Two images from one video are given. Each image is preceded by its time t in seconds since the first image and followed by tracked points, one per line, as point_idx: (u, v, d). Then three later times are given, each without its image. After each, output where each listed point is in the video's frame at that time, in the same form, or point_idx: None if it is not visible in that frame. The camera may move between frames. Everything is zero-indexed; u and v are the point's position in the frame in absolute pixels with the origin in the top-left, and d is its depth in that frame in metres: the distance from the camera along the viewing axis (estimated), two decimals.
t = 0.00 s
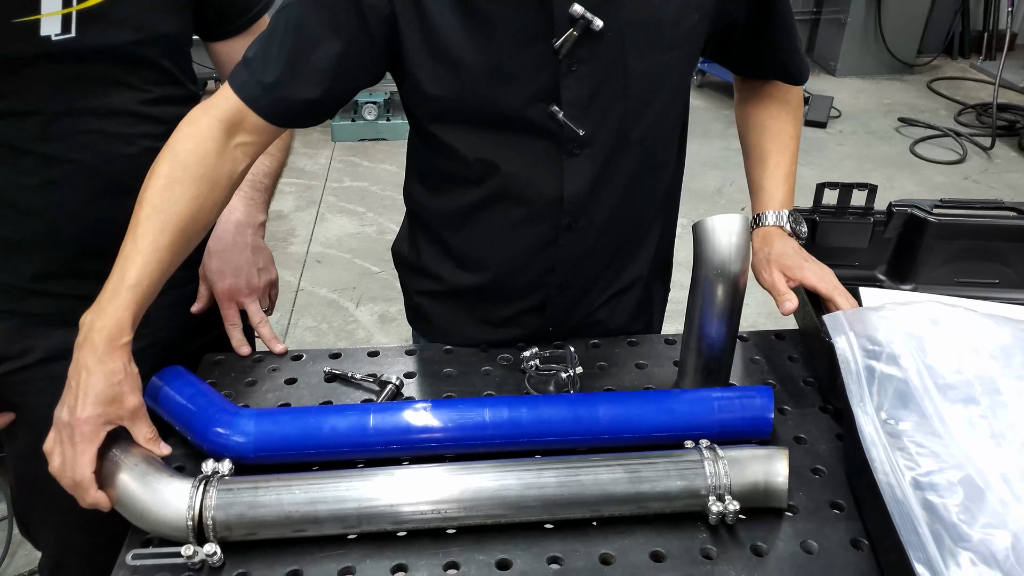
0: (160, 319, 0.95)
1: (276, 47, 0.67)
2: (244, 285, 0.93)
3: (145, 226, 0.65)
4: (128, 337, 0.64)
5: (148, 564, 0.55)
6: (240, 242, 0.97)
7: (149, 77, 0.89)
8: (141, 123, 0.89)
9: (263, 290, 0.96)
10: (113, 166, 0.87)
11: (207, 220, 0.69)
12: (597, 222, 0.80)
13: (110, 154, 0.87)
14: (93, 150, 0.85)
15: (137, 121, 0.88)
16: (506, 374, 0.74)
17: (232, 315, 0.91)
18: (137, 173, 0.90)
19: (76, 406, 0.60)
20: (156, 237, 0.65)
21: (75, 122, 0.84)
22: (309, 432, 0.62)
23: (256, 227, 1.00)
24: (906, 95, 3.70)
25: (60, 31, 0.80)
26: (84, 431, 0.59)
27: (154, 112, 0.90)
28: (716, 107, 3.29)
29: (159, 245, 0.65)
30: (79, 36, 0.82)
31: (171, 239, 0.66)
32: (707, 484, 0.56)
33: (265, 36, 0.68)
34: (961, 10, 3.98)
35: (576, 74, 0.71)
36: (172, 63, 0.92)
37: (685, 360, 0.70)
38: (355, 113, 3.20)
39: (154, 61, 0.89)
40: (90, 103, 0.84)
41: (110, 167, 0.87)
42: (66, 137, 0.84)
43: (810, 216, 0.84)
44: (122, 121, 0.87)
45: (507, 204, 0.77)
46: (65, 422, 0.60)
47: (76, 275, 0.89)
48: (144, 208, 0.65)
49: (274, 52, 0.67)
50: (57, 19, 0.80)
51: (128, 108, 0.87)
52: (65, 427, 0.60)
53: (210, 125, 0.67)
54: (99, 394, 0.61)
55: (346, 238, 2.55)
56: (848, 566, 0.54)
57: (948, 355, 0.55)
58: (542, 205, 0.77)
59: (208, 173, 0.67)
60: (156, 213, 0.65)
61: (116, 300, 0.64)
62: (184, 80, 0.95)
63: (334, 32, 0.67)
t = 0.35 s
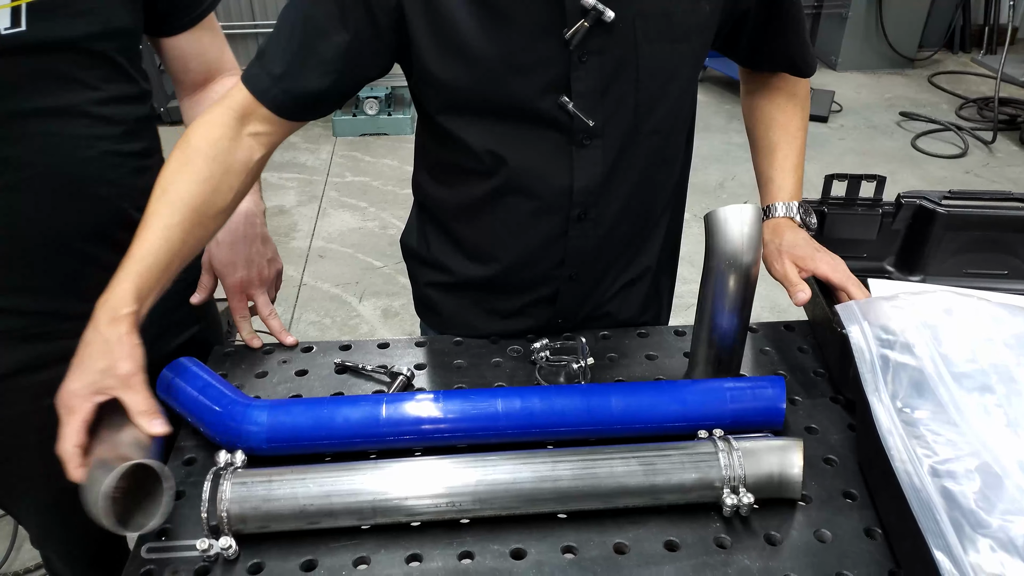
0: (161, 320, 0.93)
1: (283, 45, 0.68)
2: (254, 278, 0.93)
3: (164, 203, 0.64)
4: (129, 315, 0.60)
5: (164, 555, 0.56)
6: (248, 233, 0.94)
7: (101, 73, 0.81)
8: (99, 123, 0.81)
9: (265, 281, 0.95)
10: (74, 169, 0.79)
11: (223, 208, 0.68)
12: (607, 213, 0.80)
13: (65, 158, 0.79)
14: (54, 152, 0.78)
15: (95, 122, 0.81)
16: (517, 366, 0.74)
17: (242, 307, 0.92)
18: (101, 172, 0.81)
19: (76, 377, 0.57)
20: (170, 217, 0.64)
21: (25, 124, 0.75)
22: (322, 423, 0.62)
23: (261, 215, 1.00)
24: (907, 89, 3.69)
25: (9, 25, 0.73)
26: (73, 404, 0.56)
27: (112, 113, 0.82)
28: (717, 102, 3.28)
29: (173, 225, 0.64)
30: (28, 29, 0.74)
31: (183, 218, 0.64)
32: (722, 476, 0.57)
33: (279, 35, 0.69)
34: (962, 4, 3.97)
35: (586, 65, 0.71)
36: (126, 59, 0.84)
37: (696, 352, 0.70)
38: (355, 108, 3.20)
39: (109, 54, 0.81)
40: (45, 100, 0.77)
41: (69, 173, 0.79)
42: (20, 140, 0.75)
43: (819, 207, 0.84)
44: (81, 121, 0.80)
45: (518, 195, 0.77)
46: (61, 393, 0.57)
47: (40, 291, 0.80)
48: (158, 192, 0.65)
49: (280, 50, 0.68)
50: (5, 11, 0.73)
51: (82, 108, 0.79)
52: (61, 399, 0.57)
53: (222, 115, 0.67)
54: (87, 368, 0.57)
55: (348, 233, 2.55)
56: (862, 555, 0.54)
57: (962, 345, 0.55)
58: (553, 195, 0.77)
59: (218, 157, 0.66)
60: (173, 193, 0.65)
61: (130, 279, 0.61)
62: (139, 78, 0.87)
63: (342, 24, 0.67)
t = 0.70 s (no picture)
0: (128, 313, 0.91)
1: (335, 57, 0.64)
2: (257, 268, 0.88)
3: (283, 253, 0.58)
4: (314, 388, 0.55)
5: (172, 541, 0.56)
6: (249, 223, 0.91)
7: (50, 71, 0.78)
8: (55, 125, 0.79)
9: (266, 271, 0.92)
10: (31, 173, 0.77)
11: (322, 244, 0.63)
12: (614, 199, 0.80)
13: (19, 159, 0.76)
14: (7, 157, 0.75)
15: (47, 123, 0.78)
16: (523, 355, 0.74)
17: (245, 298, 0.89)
18: (55, 173, 0.79)
19: (267, 461, 0.50)
20: (290, 267, 0.58)
21: None
22: (328, 410, 0.62)
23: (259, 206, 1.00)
24: (907, 82, 3.69)
25: None
26: (309, 480, 0.49)
27: (65, 112, 0.80)
28: (717, 96, 3.27)
29: (297, 273, 0.58)
30: None
31: (303, 265, 0.59)
32: (729, 462, 0.57)
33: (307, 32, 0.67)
34: None
35: (596, 51, 0.71)
36: (76, 55, 0.81)
37: (702, 341, 0.70)
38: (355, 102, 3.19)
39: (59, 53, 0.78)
40: None
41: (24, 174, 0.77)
42: None
43: (822, 196, 0.84)
44: (34, 122, 0.77)
45: (523, 183, 0.77)
46: (272, 476, 0.50)
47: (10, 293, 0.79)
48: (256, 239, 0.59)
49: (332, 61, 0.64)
50: None
51: (34, 109, 0.77)
52: (264, 485, 0.50)
53: (293, 141, 0.62)
54: (306, 437, 0.51)
55: (348, 227, 2.55)
56: (869, 540, 0.55)
57: (969, 331, 0.57)
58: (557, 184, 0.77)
59: (313, 193, 0.62)
60: (282, 239, 0.59)
61: (281, 347, 0.55)
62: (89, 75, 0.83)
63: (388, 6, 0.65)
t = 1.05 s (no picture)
0: (118, 306, 0.92)
1: (363, 50, 0.63)
2: (262, 265, 0.89)
3: (322, 269, 0.58)
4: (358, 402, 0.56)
5: (189, 530, 0.56)
6: (249, 219, 0.91)
7: (31, 71, 0.78)
8: (38, 125, 0.79)
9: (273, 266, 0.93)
10: (17, 173, 0.77)
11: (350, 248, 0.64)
12: (625, 191, 0.81)
13: (4, 160, 0.76)
14: None
15: (29, 123, 0.78)
16: (532, 347, 0.75)
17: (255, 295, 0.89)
18: (40, 173, 0.79)
19: (326, 476, 0.52)
20: (330, 283, 0.58)
21: None
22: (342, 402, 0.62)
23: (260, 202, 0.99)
24: (907, 77, 3.69)
25: None
26: (369, 495, 0.52)
27: (48, 111, 0.80)
28: (716, 92, 3.28)
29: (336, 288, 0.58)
30: None
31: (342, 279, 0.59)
32: (741, 450, 0.57)
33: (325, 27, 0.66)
34: None
35: (611, 45, 0.72)
36: (57, 52, 0.80)
37: (711, 332, 0.70)
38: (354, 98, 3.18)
39: (39, 54, 0.77)
40: None
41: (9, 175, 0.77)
42: None
43: (828, 189, 0.85)
44: (17, 123, 0.77)
45: (533, 175, 0.78)
46: (334, 492, 0.51)
47: None
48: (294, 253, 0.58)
49: (360, 54, 0.63)
50: None
51: (16, 110, 0.77)
52: (326, 501, 0.51)
53: (325, 148, 0.61)
54: (361, 452, 0.53)
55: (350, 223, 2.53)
56: (880, 527, 0.55)
57: (978, 320, 0.57)
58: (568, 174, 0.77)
59: (346, 202, 0.61)
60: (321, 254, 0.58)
61: (328, 365, 0.56)
62: (71, 70, 0.82)
63: None
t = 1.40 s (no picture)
0: (123, 292, 0.92)
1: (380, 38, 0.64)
2: (270, 259, 0.91)
3: (343, 262, 0.58)
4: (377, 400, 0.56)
5: (207, 521, 0.57)
6: (255, 215, 0.91)
7: (37, 63, 0.78)
8: (46, 117, 0.79)
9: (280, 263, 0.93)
10: (21, 167, 0.77)
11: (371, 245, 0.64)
12: (635, 181, 0.82)
13: (14, 154, 0.77)
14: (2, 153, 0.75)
15: (35, 116, 0.78)
16: (543, 338, 0.75)
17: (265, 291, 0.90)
18: (47, 165, 0.79)
19: (341, 479, 0.51)
20: (351, 277, 0.58)
21: None
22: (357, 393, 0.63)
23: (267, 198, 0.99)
24: (906, 72, 3.70)
25: None
26: (384, 500, 0.51)
27: (53, 103, 0.80)
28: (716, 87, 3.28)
29: (357, 282, 0.58)
30: None
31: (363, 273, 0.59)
32: (755, 439, 0.58)
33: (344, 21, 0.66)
34: None
35: (620, 34, 0.72)
36: (62, 43, 0.80)
37: (722, 323, 0.71)
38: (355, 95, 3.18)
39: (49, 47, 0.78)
40: None
41: (18, 167, 0.77)
42: None
43: (835, 181, 0.86)
44: (22, 117, 0.77)
45: (545, 166, 0.78)
46: (349, 495, 0.51)
47: (10, 281, 0.79)
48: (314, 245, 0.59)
49: (378, 38, 0.64)
50: None
51: (22, 102, 0.77)
52: (340, 504, 0.51)
53: (345, 142, 0.61)
54: (378, 456, 0.52)
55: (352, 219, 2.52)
56: (893, 514, 0.56)
57: (990, 307, 0.58)
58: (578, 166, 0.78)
59: (365, 197, 0.62)
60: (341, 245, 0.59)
61: (348, 358, 0.56)
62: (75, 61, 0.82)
63: None
